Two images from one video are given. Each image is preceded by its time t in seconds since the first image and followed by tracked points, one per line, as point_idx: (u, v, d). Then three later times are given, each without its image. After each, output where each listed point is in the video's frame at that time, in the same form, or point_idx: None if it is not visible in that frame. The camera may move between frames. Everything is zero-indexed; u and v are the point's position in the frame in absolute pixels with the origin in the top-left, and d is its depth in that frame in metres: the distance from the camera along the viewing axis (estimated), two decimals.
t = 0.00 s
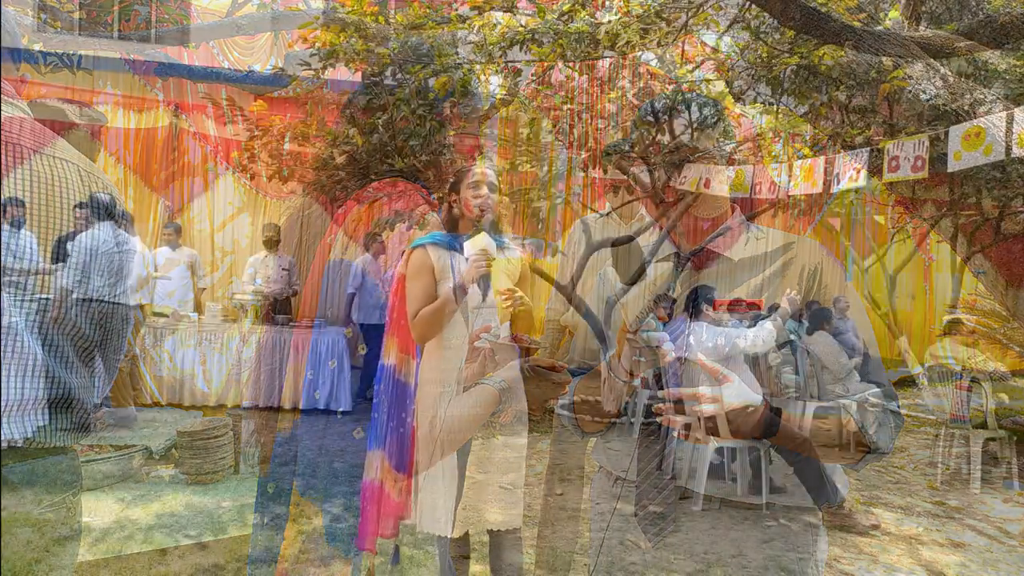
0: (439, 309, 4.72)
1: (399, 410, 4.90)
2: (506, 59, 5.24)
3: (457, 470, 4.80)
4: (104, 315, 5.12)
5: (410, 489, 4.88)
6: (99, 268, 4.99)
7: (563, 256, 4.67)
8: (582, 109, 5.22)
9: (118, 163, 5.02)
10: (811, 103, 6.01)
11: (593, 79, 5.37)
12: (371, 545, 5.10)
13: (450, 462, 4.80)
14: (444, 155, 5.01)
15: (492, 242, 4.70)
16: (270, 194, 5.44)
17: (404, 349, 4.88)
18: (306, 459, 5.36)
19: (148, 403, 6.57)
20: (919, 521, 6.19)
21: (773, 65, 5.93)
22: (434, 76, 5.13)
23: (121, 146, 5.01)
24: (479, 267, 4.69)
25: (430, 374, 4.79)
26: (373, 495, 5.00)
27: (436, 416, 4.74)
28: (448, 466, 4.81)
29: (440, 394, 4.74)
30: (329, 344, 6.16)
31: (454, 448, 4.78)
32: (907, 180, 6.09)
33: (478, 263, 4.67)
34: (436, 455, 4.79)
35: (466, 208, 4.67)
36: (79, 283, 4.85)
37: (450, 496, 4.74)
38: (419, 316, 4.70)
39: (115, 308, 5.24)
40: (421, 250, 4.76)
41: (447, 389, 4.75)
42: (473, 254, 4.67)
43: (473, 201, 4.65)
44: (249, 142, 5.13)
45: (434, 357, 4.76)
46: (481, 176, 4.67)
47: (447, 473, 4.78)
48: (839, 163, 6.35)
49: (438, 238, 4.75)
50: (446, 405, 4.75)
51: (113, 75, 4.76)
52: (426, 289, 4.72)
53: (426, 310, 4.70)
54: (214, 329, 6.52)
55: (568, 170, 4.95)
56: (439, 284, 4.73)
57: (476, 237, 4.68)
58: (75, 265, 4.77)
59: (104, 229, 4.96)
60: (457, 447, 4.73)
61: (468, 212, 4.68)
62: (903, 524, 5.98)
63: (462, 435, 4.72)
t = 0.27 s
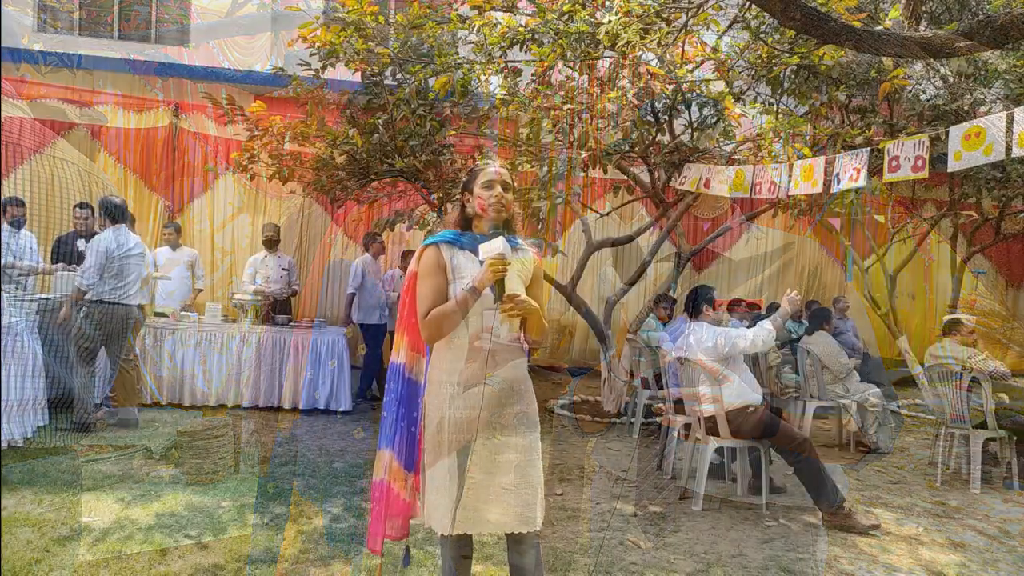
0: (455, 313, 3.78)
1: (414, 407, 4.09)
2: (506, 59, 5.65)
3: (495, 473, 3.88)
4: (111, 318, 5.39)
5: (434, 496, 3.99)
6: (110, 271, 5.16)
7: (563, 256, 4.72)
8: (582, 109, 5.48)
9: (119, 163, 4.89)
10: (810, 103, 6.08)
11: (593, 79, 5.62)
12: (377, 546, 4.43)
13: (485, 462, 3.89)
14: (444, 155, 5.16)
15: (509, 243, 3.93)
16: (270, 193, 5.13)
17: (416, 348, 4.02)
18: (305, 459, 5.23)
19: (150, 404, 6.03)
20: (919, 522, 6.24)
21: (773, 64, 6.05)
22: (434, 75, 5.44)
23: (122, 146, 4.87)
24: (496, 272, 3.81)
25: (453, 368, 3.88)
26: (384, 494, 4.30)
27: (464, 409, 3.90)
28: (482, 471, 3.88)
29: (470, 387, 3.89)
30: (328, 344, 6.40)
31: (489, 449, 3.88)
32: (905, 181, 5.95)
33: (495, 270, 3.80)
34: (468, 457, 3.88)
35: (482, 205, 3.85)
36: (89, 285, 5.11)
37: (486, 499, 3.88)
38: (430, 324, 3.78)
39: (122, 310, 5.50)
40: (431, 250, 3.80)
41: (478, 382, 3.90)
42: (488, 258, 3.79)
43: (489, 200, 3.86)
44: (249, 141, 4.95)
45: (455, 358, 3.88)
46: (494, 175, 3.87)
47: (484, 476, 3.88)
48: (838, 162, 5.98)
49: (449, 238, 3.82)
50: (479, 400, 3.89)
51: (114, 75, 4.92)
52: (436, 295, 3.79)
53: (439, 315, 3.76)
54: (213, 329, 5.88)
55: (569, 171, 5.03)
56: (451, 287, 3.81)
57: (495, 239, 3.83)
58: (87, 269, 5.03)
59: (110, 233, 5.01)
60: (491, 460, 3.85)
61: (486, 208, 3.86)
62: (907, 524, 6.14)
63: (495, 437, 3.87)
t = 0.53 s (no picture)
0: (489, 315, 2.63)
1: (439, 407, 2.94)
2: (506, 60, 6.11)
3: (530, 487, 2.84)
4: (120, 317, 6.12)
5: (451, 509, 2.83)
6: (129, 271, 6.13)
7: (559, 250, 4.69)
8: (582, 110, 5.40)
9: (118, 163, 5.11)
10: (811, 103, 6.11)
11: (594, 80, 5.71)
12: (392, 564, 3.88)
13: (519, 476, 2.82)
14: (443, 156, 6.01)
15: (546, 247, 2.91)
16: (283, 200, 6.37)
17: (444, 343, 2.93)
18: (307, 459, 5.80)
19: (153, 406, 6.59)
20: (920, 524, 5.43)
21: (774, 64, 5.90)
22: (435, 75, 6.04)
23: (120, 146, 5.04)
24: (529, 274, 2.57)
25: (489, 362, 2.76)
26: (392, 498, 2.99)
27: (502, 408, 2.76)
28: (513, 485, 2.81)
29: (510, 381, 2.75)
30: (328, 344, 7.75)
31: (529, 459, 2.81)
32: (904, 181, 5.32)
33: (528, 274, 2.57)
34: (496, 468, 2.81)
35: (512, 207, 2.74)
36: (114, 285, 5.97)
37: (518, 522, 2.82)
38: (459, 324, 2.67)
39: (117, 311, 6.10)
40: (462, 244, 2.81)
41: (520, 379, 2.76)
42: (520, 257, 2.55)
43: (518, 200, 2.72)
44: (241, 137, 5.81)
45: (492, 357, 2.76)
46: (525, 173, 2.72)
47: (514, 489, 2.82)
48: (840, 160, 5.37)
49: (481, 235, 2.80)
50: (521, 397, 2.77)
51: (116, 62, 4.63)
52: (471, 292, 2.75)
53: (471, 316, 2.64)
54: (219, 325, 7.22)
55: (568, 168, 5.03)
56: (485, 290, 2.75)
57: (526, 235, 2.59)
58: (106, 268, 5.82)
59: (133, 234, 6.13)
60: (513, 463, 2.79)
61: (517, 211, 2.73)
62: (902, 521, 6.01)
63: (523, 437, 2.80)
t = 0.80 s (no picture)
0: (526, 314, 2.36)
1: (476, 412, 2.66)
2: (506, 60, 6.11)
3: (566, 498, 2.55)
4: (127, 315, 6.17)
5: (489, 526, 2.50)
6: (133, 270, 6.12)
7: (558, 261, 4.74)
8: (582, 110, 5.37)
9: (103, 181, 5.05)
10: (812, 102, 6.04)
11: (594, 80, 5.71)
12: None
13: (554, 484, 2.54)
14: (444, 156, 6.01)
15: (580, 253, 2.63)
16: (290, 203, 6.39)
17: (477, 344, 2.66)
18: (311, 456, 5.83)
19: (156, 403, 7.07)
20: (918, 521, 5.29)
21: (773, 65, 5.81)
22: (435, 75, 6.07)
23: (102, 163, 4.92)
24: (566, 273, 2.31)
25: (525, 359, 2.49)
26: (419, 509, 2.67)
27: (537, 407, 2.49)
28: (548, 496, 2.53)
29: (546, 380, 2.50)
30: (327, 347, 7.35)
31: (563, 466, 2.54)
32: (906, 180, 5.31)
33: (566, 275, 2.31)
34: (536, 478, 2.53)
35: (547, 214, 2.50)
36: (114, 283, 6.05)
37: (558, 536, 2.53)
38: (495, 325, 2.39)
39: (127, 310, 6.16)
40: (500, 245, 2.52)
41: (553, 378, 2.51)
42: (556, 256, 2.30)
43: (554, 206, 2.49)
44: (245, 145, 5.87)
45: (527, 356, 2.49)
46: (560, 177, 2.49)
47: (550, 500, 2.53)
48: (839, 160, 5.37)
49: (518, 237, 2.53)
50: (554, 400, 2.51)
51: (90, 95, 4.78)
52: (507, 293, 2.47)
53: (508, 315, 2.36)
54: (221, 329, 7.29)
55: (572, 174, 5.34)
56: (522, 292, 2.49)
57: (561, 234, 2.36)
58: (110, 267, 6.01)
59: (137, 232, 6.20)
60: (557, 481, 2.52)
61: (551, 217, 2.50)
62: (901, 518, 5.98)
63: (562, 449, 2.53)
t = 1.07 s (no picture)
0: (547, 309, 2.41)
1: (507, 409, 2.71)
2: (505, 60, 6.09)
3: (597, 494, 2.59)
4: (130, 315, 6.16)
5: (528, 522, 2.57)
6: (137, 270, 6.12)
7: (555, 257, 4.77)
8: (583, 110, 5.35)
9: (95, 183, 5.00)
10: (812, 101, 6.02)
11: (594, 80, 5.69)
12: None
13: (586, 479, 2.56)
14: (442, 156, 6.01)
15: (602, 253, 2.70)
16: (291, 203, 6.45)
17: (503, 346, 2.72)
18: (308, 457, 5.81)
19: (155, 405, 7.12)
20: (918, 521, 5.29)
21: (774, 65, 5.77)
22: (434, 75, 6.07)
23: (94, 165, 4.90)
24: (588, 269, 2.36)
25: (547, 355, 2.55)
26: (467, 511, 2.77)
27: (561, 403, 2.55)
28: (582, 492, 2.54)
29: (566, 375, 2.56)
30: (329, 346, 7.35)
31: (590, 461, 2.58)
32: (906, 181, 5.31)
33: (587, 270, 2.36)
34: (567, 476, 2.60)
35: (574, 210, 2.59)
36: (118, 283, 6.05)
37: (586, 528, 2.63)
38: (514, 318, 2.43)
39: (130, 310, 6.16)
40: (526, 241, 2.58)
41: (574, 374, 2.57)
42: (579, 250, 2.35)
43: (582, 202, 2.57)
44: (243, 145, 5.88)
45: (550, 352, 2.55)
46: (590, 175, 2.59)
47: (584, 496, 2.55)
48: (839, 160, 5.37)
49: (545, 233, 2.60)
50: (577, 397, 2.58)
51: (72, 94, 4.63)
52: (528, 288, 2.51)
53: (526, 309, 2.40)
54: (217, 328, 7.30)
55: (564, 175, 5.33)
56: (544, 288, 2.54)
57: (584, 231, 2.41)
58: (113, 267, 5.99)
59: (139, 233, 6.19)
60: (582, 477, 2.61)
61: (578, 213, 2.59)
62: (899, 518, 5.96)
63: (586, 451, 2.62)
